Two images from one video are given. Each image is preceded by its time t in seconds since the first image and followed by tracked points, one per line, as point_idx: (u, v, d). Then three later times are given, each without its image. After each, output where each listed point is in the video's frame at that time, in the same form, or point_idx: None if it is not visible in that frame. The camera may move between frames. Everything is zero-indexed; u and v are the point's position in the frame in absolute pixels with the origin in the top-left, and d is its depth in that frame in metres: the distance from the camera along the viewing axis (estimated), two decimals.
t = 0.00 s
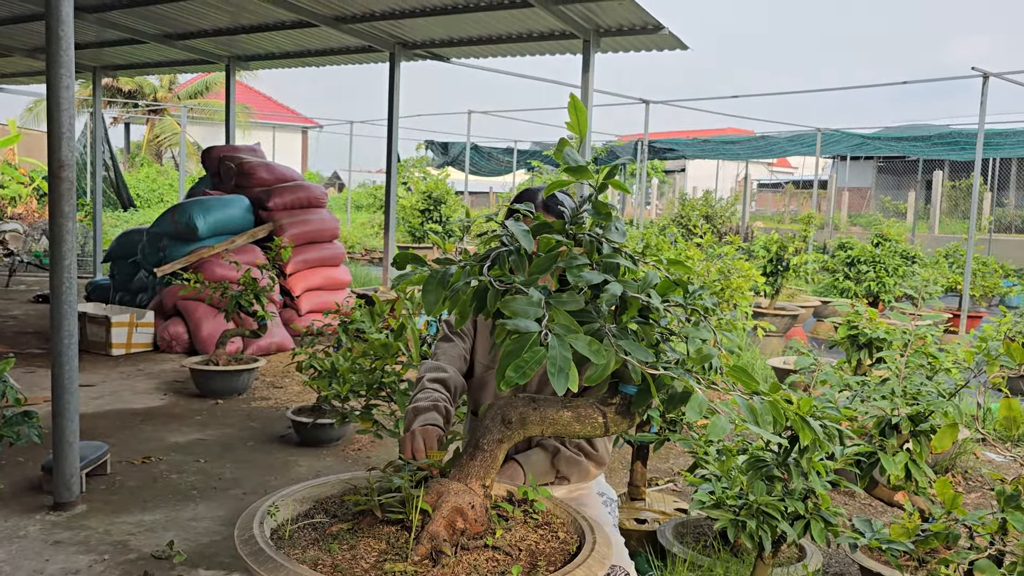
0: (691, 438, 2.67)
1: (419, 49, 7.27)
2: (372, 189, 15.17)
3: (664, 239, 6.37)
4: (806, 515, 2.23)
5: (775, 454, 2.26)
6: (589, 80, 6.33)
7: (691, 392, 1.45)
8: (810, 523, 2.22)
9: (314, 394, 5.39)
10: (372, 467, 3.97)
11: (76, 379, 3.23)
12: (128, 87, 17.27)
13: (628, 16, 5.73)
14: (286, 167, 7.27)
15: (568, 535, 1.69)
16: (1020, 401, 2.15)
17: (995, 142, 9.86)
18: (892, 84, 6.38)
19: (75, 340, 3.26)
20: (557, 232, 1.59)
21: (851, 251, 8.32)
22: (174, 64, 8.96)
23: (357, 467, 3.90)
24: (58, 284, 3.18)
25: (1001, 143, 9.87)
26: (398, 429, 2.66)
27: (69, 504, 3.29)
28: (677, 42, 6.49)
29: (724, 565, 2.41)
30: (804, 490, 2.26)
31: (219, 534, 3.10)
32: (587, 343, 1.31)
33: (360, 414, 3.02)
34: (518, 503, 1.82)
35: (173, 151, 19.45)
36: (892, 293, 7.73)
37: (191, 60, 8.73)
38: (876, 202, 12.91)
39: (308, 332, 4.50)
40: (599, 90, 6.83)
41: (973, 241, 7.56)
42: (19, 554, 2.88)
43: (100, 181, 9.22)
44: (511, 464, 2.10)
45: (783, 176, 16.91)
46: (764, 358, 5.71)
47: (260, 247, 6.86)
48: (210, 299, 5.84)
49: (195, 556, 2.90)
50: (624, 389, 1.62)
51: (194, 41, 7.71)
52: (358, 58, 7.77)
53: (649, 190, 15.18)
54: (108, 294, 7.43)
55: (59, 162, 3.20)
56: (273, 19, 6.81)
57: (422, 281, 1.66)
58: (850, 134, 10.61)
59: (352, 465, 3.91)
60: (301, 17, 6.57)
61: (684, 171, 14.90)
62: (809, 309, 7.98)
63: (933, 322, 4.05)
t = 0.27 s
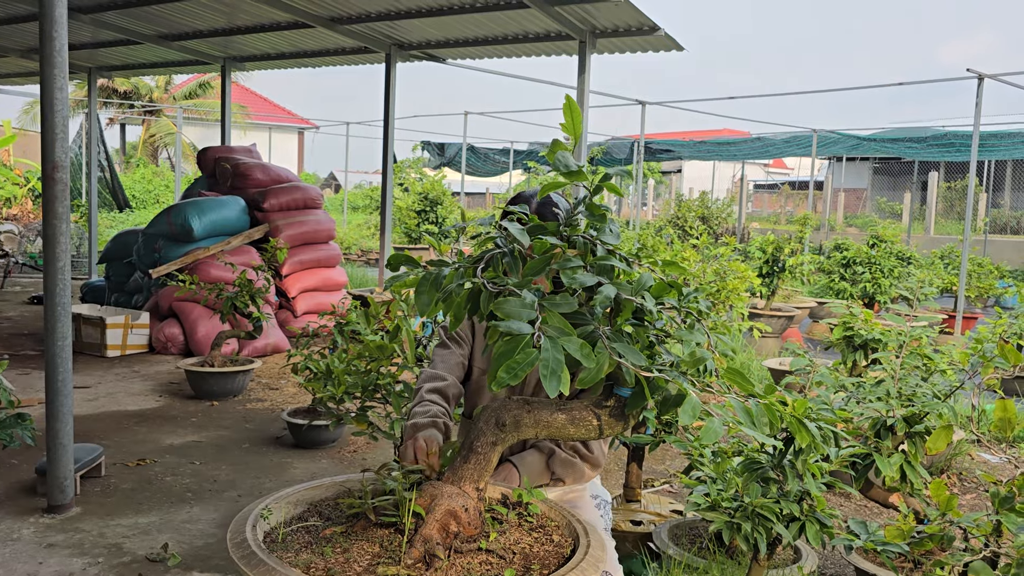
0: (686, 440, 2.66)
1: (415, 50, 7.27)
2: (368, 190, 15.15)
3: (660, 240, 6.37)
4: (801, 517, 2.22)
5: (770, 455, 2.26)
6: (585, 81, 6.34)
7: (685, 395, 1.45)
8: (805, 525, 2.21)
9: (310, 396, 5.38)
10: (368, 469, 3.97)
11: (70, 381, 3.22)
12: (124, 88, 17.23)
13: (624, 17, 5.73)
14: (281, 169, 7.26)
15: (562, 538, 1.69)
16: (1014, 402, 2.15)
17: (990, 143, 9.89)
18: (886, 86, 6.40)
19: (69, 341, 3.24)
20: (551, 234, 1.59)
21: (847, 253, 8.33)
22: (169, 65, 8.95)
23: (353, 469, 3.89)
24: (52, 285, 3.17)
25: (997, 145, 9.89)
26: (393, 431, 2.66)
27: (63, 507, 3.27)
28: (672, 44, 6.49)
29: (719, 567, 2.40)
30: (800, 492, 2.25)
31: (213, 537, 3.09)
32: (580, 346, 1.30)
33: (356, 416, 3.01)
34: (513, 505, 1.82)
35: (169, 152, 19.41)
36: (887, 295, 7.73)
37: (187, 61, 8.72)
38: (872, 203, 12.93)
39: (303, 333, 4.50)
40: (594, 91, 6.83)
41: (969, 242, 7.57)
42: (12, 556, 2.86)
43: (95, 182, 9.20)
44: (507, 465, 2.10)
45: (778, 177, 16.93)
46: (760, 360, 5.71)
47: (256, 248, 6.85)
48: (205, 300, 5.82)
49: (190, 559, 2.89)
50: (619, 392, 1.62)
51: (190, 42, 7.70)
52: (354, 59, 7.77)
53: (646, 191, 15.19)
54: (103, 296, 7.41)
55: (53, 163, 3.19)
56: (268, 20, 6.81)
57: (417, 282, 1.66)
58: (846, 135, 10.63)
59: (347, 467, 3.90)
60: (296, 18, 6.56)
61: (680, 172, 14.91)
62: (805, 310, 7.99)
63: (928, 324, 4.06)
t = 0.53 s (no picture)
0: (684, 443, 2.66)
1: (411, 51, 7.27)
2: (364, 190, 15.14)
3: (656, 241, 6.38)
4: (799, 520, 2.22)
5: (768, 458, 2.27)
6: (582, 82, 6.34)
7: (684, 398, 1.45)
8: (803, 527, 2.21)
9: (306, 398, 5.36)
10: (364, 471, 3.96)
11: (66, 384, 3.20)
12: (120, 88, 17.26)
13: (621, 19, 5.74)
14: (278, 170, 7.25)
15: (560, 541, 1.69)
16: (1011, 405, 2.15)
17: (985, 144, 9.92)
18: (882, 87, 6.42)
19: (64, 344, 3.23)
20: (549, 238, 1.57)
21: (843, 254, 8.35)
22: (165, 65, 8.93)
23: (349, 472, 3.89)
24: (47, 287, 3.15)
25: (992, 146, 9.92)
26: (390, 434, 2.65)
27: (59, 510, 3.26)
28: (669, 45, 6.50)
29: (716, 568, 2.40)
30: (797, 496, 2.25)
31: (209, 540, 3.08)
32: (578, 351, 1.31)
33: (353, 418, 3.01)
34: (509, 508, 1.82)
35: (164, 152, 19.39)
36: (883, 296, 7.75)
37: (183, 62, 8.70)
38: (868, 204, 12.96)
39: (300, 335, 4.49)
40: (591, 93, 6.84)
41: (964, 243, 7.59)
42: (7, 560, 2.85)
43: (91, 182, 9.18)
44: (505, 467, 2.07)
45: (774, 177, 16.97)
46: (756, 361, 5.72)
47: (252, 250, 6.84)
48: (201, 302, 5.81)
49: (186, 562, 2.88)
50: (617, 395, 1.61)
51: (186, 42, 7.69)
52: (350, 60, 7.76)
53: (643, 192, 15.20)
54: (98, 297, 7.40)
55: (48, 164, 3.17)
56: (264, 21, 6.80)
57: (414, 286, 1.65)
58: (841, 136, 10.65)
59: (344, 470, 3.90)
60: (293, 19, 6.56)
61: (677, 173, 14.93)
62: (801, 311, 8.01)
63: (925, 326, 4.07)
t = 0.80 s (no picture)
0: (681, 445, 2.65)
1: (408, 52, 7.27)
2: (362, 191, 15.13)
3: (654, 242, 6.38)
4: (796, 522, 2.22)
5: (765, 460, 2.28)
6: (579, 83, 6.35)
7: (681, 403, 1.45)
8: (800, 530, 2.21)
9: (303, 399, 5.36)
10: (361, 473, 3.95)
11: (62, 386, 3.19)
12: (116, 89, 17.24)
13: (618, 20, 5.74)
14: (275, 171, 7.25)
15: (557, 545, 1.69)
16: (1008, 407, 2.16)
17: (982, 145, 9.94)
18: (879, 89, 6.42)
19: (61, 346, 3.22)
20: (548, 242, 1.57)
21: (840, 255, 8.36)
22: (162, 66, 8.92)
23: (347, 474, 3.88)
24: (43, 289, 3.14)
25: (989, 147, 9.94)
26: (387, 436, 2.65)
27: (56, 512, 3.25)
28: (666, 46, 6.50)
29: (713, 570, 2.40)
30: (794, 498, 2.25)
31: (206, 543, 3.07)
32: (576, 356, 1.30)
33: (350, 421, 3.01)
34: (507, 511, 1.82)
35: (161, 152, 19.36)
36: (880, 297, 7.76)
37: (179, 63, 8.69)
38: (864, 205, 12.98)
39: (297, 336, 4.48)
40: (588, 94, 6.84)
41: (961, 244, 7.60)
42: (3, 563, 2.84)
43: (87, 183, 9.17)
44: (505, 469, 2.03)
45: (771, 178, 17.01)
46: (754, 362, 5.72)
47: (248, 251, 6.82)
48: (197, 303, 5.80)
49: (183, 565, 2.88)
50: (614, 399, 1.61)
51: (183, 43, 7.68)
52: (347, 61, 7.76)
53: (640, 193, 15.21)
54: (95, 298, 7.39)
55: (44, 166, 3.16)
56: (261, 22, 6.80)
57: (410, 289, 1.64)
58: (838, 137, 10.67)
59: (341, 472, 3.90)
60: (290, 20, 6.55)
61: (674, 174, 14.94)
62: (798, 312, 8.02)
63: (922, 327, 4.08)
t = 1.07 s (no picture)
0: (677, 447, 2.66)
1: (405, 53, 7.27)
2: (359, 192, 15.13)
3: (650, 243, 6.38)
4: (790, 523, 2.22)
5: (760, 462, 2.23)
6: (575, 84, 6.35)
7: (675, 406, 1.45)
8: (794, 531, 2.21)
9: (300, 400, 5.36)
10: (357, 474, 3.95)
11: (57, 388, 3.19)
12: (113, 89, 17.23)
13: (614, 21, 5.75)
14: (271, 172, 7.24)
15: (551, 549, 1.69)
16: (1001, 409, 2.16)
17: (977, 146, 9.96)
18: (875, 90, 6.43)
19: (56, 347, 3.21)
20: (542, 244, 1.57)
21: (836, 255, 8.36)
22: (158, 67, 8.91)
23: (343, 475, 3.88)
24: (38, 291, 3.14)
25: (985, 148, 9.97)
26: (383, 437, 2.65)
27: (51, 514, 3.24)
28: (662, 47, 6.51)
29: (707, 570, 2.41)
30: (789, 499, 2.26)
31: (202, 544, 3.07)
32: (567, 358, 1.31)
33: (346, 422, 3.01)
34: (502, 515, 1.82)
35: (158, 152, 19.34)
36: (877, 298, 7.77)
37: (176, 64, 8.68)
38: (861, 205, 13.01)
39: (292, 337, 4.47)
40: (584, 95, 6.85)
41: (956, 245, 7.61)
42: None
43: (83, 184, 9.15)
44: (502, 469, 2.04)
45: (768, 178, 17.03)
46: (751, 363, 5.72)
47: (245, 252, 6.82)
48: (194, 304, 5.79)
49: (178, 566, 2.87)
50: (608, 403, 1.62)
51: (179, 44, 7.67)
52: (344, 62, 7.76)
53: (637, 194, 15.22)
54: (91, 299, 7.38)
55: (39, 168, 3.16)
56: (258, 22, 6.79)
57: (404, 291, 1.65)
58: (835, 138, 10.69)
59: (337, 474, 3.90)
60: (286, 20, 6.55)
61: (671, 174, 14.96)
62: (794, 312, 8.02)
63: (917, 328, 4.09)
